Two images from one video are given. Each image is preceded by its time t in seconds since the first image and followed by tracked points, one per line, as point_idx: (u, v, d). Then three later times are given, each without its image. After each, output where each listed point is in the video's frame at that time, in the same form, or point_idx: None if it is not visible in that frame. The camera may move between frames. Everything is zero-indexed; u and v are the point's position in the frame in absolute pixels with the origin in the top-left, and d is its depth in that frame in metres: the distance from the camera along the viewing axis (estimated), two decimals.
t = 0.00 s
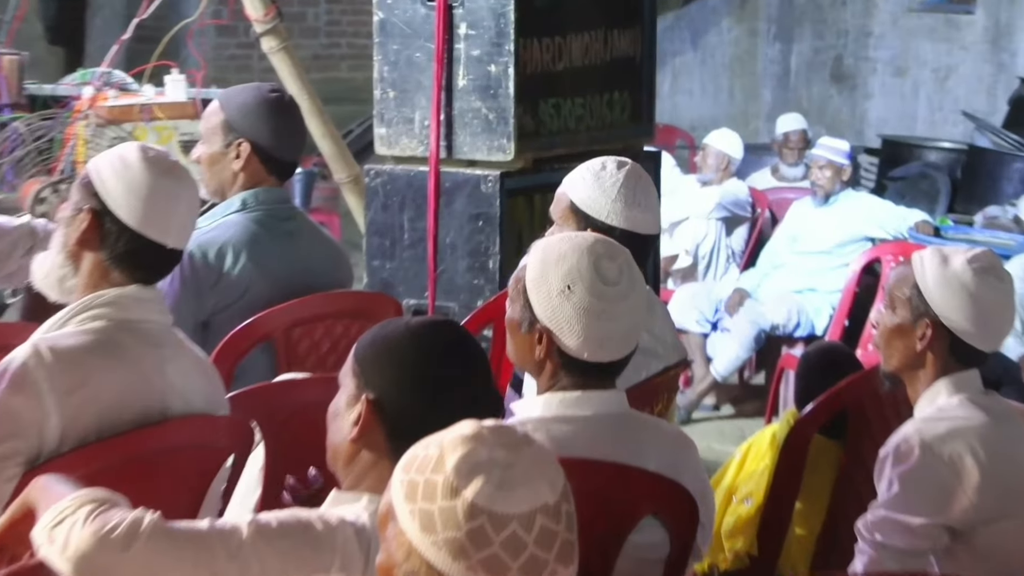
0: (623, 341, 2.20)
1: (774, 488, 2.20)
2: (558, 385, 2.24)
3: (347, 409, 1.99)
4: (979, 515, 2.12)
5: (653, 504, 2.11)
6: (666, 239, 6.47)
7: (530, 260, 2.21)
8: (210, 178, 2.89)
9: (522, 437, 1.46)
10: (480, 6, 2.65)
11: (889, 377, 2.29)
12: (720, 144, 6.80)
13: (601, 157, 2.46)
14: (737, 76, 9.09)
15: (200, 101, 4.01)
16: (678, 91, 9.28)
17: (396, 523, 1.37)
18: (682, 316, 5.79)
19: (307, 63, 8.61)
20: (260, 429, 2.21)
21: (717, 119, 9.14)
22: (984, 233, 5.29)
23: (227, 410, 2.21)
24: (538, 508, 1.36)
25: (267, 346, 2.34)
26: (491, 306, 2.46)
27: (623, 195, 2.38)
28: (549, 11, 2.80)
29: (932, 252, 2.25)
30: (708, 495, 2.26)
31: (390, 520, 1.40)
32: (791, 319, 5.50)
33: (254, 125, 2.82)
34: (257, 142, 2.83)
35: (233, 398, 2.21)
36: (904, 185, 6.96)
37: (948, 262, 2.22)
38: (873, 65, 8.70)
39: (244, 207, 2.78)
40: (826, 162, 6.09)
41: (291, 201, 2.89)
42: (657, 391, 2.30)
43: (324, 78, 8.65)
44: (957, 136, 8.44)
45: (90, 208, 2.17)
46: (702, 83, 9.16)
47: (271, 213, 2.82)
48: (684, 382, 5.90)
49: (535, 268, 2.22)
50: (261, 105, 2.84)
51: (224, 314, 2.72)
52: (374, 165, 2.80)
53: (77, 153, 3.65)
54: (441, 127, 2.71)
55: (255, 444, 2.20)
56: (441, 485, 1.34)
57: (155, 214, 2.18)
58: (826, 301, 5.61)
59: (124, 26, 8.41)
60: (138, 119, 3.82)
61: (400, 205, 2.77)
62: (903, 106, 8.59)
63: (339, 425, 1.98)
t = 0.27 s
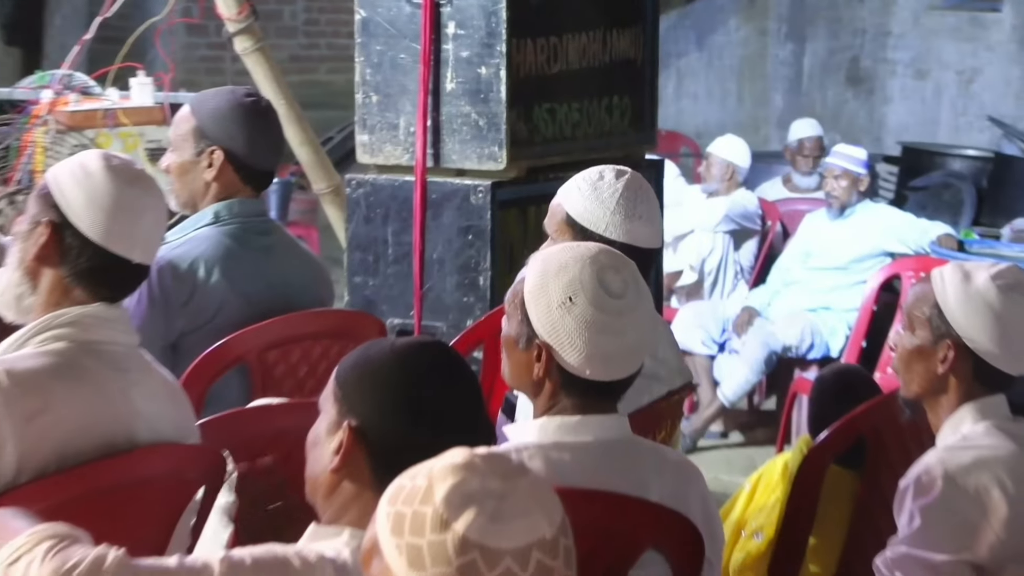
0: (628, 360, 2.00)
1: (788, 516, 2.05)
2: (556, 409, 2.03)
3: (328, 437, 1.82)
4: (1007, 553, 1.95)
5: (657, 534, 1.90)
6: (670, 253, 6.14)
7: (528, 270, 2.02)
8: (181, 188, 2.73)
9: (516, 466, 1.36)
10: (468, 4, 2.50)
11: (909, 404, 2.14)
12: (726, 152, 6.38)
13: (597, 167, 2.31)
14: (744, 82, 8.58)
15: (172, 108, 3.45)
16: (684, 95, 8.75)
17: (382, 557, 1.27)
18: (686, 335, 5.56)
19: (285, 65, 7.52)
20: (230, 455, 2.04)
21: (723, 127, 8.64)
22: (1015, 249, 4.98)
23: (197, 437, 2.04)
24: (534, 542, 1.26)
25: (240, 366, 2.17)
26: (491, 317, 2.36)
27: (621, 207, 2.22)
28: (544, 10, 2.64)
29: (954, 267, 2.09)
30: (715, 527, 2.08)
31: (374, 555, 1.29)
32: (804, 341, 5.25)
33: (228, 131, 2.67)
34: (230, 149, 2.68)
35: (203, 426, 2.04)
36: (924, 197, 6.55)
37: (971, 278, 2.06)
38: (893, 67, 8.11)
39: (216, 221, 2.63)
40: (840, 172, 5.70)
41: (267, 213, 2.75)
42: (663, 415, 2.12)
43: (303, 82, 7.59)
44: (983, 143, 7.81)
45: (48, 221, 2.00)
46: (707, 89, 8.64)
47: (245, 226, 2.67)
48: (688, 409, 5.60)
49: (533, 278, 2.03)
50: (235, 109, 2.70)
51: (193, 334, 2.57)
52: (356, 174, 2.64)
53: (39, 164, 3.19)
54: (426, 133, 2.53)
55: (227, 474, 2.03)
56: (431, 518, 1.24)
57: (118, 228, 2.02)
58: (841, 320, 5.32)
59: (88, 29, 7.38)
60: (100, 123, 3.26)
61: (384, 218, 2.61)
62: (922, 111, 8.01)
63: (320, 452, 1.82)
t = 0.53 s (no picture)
0: (634, 380, 1.82)
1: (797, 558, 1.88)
2: (551, 431, 1.82)
3: (300, 465, 1.64)
4: None
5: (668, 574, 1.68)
6: (674, 266, 5.72)
7: (531, 276, 1.84)
8: (145, 194, 2.55)
9: (506, 496, 1.21)
10: None
11: (933, 428, 1.96)
12: (725, 156, 5.89)
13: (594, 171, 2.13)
14: (756, 77, 7.58)
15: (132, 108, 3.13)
16: (690, 93, 7.72)
17: None
18: (691, 355, 5.12)
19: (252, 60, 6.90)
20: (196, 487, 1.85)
21: (729, 128, 7.65)
22: None
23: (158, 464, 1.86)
24: None
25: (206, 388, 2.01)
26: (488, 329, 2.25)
27: (620, 214, 2.04)
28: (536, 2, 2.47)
29: (983, 281, 1.93)
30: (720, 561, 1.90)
31: None
32: (819, 360, 4.80)
33: (196, 132, 2.50)
34: (199, 151, 2.50)
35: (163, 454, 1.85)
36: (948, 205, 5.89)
37: (1002, 292, 1.90)
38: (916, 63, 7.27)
39: (183, 231, 2.47)
40: (858, 176, 5.20)
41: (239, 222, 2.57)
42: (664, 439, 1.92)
43: (275, 79, 6.95)
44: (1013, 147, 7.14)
45: None
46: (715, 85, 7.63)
47: (215, 236, 2.51)
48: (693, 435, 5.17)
49: (535, 286, 1.84)
50: (204, 109, 2.51)
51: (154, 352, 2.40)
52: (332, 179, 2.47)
53: None
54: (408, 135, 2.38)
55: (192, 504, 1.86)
56: (413, 555, 1.09)
57: (71, 241, 1.85)
58: (862, 338, 4.87)
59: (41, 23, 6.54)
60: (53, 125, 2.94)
61: (362, 227, 2.45)
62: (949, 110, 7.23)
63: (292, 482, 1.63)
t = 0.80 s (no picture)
0: (622, 384, 1.78)
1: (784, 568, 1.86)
2: (532, 438, 1.80)
3: (281, 477, 1.58)
4: None
5: None
6: (660, 274, 5.68)
7: (519, 276, 1.80)
8: (134, 199, 2.49)
9: (486, 506, 1.18)
10: None
11: (923, 438, 1.91)
12: (711, 160, 5.82)
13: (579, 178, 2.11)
14: (744, 81, 7.46)
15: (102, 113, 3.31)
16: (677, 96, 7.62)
17: None
18: (677, 364, 5.15)
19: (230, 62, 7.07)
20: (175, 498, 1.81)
21: (721, 132, 7.52)
22: None
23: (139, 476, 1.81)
24: None
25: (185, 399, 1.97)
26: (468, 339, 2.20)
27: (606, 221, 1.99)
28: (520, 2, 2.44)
29: (974, 288, 1.90)
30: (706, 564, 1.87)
31: None
32: (808, 369, 4.83)
33: (187, 137, 2.44)
34: (190, 156, 2.44)
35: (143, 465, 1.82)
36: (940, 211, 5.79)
37: (993, 300, 1.87)
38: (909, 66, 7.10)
39: (171, 237, 2.43)
40: (850, 181, 5.26)
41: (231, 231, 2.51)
42: (651, 447, 1.89)
43: (254, 82, 7.14)
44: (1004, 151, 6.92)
45: None
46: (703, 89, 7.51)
47: (204, 244, 2.46)
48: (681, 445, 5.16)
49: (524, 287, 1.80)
50: (198, 114, 2.45)
51: (139, 358, 2.36)
52: (313, 184, 2.45)
53: None
54: (391, 140, 2.34)
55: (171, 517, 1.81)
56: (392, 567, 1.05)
57: (48, 246, 1.80)
58: (850, 347, 4.89)
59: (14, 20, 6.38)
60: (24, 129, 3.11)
61: (343, 233, 2.42)
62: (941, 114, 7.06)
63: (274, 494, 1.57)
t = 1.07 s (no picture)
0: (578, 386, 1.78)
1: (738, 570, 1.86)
2: (486, 436, 1.78)
3: (235, 479, 1.59)
4: None
5: None
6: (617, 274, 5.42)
7: (478, 274, 1.78)
8: (100, 199, 2.40)
9: (437, 507, 1.21)
10: None
11: (877, 434, 1.93)
12: (670, 160, 5.55)
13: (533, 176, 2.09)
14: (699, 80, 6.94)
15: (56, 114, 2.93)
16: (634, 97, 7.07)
17: None
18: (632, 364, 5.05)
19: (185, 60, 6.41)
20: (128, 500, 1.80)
21: (676, 132, 7.00)
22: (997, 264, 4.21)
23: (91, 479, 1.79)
24: None
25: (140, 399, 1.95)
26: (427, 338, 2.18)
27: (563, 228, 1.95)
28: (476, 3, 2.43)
29: (928, 288, 1.90)
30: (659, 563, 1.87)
31: None
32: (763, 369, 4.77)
33: (157, 137, 2.36)
34: (159, 158, 2.36)
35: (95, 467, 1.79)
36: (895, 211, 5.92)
37: (945, 299, 1.88)
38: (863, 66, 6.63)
39: (137, 239, 2.33)
40: (806, 181, 5.07)
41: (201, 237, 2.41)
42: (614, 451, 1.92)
43: (209, 83, 6.45)
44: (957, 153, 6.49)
45: None
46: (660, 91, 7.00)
47: (173, 248, 2.35)
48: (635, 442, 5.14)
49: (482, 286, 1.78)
50: (168, 116, 2.37)
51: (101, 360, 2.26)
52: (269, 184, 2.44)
53: None
54: (347, 140, 2.35)
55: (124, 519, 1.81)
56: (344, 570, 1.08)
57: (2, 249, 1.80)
58: (805, 347, 4.83)
59: None
60: None
61: (298, 234, 2.43)
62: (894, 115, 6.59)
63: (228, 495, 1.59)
